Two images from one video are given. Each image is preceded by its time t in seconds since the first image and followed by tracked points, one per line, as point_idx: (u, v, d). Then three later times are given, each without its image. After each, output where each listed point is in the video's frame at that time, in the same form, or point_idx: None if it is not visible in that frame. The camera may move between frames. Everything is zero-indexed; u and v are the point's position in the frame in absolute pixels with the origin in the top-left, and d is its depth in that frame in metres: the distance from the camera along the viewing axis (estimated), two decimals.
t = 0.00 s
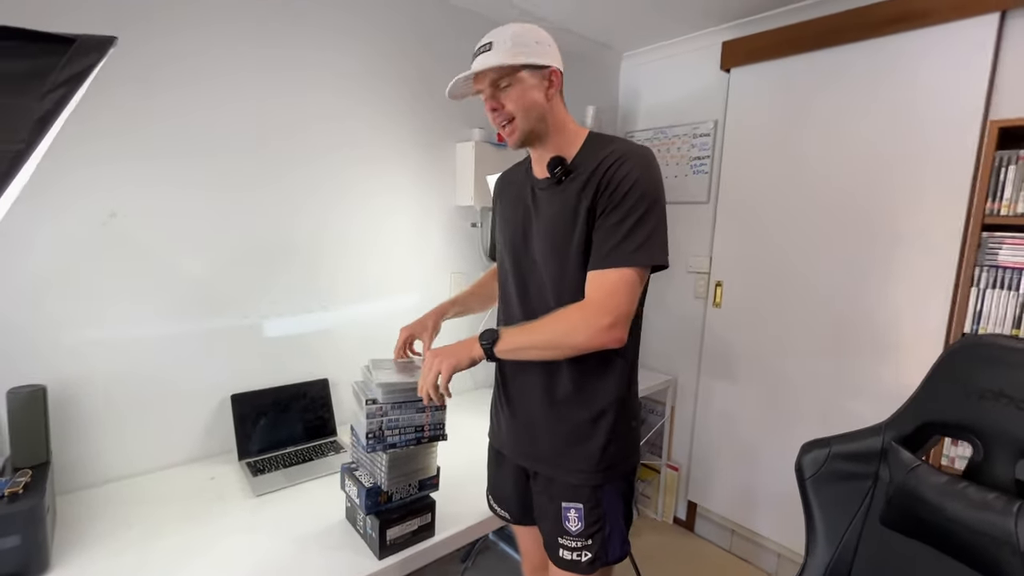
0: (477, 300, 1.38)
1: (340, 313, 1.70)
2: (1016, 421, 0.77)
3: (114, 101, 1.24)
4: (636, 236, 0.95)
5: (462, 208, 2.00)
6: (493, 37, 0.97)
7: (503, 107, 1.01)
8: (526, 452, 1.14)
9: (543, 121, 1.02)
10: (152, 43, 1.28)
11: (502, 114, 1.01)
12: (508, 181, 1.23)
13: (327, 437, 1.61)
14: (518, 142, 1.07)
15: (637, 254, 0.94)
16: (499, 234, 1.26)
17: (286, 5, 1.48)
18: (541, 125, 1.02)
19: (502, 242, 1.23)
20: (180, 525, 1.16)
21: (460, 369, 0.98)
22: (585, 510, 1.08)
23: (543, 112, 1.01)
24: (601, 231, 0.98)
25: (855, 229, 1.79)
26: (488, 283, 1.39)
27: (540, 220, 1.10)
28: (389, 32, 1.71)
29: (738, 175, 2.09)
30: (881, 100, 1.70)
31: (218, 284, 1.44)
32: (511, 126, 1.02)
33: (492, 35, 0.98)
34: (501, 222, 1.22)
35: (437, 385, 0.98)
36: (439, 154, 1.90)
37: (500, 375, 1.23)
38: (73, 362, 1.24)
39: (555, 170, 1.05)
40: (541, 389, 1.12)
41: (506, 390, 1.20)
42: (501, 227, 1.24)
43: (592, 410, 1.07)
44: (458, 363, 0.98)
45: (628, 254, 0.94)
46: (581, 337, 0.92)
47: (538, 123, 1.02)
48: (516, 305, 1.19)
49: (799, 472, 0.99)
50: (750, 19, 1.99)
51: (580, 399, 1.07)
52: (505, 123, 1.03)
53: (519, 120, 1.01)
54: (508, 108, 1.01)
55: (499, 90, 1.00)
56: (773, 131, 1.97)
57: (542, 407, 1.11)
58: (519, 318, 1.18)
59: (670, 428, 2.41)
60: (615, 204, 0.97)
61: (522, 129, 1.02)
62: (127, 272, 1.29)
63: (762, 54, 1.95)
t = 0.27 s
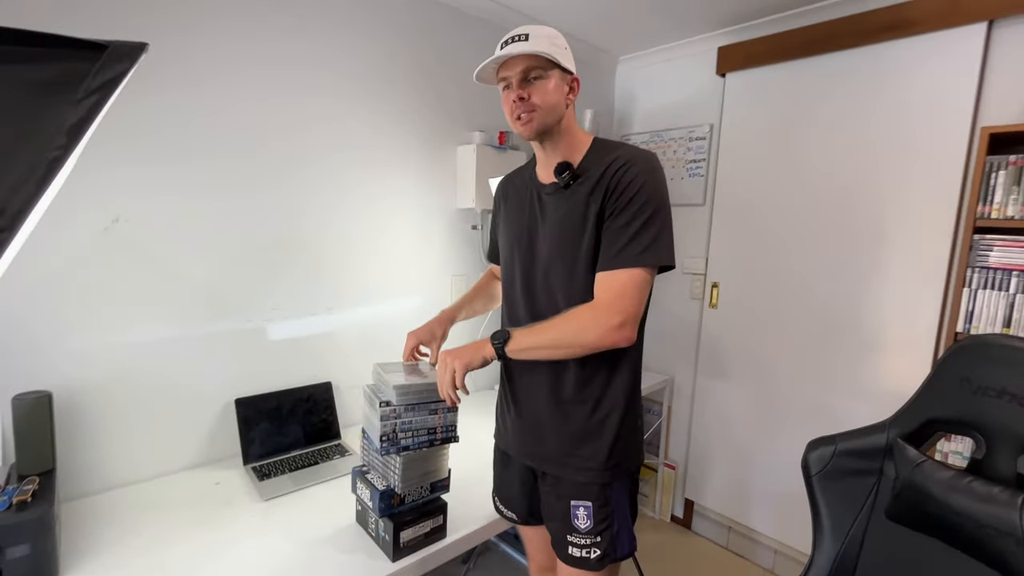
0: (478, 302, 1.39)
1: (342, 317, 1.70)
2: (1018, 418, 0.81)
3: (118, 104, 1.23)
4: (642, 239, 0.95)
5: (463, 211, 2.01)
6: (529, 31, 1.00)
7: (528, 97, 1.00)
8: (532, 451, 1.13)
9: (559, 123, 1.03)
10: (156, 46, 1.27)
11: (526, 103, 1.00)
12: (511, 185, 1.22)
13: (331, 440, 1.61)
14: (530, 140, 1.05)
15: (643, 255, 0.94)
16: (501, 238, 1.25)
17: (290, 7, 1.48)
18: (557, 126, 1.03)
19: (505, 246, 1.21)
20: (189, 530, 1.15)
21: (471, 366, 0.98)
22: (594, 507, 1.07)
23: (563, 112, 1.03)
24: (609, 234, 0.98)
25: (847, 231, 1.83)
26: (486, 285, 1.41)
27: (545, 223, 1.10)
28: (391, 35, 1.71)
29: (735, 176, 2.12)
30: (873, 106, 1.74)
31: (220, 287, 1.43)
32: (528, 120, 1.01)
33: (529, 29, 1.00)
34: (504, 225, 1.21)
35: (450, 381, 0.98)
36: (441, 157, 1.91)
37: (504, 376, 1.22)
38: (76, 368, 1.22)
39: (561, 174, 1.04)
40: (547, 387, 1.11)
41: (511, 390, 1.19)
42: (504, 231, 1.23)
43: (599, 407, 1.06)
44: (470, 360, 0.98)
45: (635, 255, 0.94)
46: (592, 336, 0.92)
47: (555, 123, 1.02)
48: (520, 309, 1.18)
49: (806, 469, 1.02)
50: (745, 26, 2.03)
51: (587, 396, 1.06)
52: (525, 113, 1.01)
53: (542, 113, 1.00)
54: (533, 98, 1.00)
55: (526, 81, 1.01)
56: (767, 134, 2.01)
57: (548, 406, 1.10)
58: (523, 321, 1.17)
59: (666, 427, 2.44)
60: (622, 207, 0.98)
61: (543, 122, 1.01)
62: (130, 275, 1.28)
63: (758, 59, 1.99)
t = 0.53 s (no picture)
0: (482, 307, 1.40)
1: (341, 321, 1.69)
2: (1014, 416, 0.85)
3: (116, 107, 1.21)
4: (649, 244, 0.97)
5: (460, 214, 2.02)
6: (578, 34, 1.06)
7: (563, 92, 1.03)
8: (536, 455, 1.12)
9: (580, 126, 1.06)
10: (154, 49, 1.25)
11: (561, 96, 1.03)
12: (510, 189, 1.22)
13: (331, 445, 1.60)
14: (549, 134, 1.06)
15: (651, 260, 0.96)
16: (500, 242, 1.24)
17: (289, 11, 1.47)
18: (580, 126, 1.05)
19: (505, 250, 1.20)
20: (192, 539, 1.14)
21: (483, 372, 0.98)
22: (601, 508, 1.07)
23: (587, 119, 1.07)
24: (616, 239, 0.99)
25: (837, 234, 1.88)
26: (486, 289, 1.41)
27: (549, 227, 1.09)
28: (389, 40, 1.71)
29: (728, 180, 2.16)
30: (860, 113, 1.79)
31: (219, 292, 1.41)
32: (556, 111, 1.02)
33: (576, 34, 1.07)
34: (504, 228, 1.20)
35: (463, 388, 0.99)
36: (438, 161, 1.91)
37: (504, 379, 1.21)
38: (73, 376, 1.20)
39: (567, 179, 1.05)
40: (552, 390, 1.10)
41: (513, 393, 1.17)
42: (503, 234, 1.21)
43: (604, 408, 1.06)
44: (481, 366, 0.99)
45: (643, 260, 0.96)
46: (600, 340, 0.93)
47: (579, 124, 1.05)
48: (521, 313, 1.17)
49: (808, 467, 1.05)
50: (736, 33, 2.07)
51: (594, 399, 1.06)
52: (557, 105, 1.02)
53: (572, 110, 1.03)
54: (567, 95, 1.03)
55: (564, 77, 1.05)
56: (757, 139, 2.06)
57: (553, 409, 1.09)
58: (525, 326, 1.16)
59: (660, 428, 2.47)
60: (629, 213, 0.99)
61: (570, 119, 1.04)
62: (128, 281, 1.25)
63: (750, 66, 2.03)
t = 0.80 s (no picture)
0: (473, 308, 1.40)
1: (330, 325, 1.68)
2: (991, 409, 0.89)
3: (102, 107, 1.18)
4: (644, 246, 0.99)
5: (449, 217, 2.02)
6: (591, 46, 1.10)
7: (571, 100, 1.06)
8: (532, 454, 1.13)
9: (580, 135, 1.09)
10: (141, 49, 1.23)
11: (569, 103, 1.05)
12: (504, 192, 1.23)
13: (322, 450, 1.58)
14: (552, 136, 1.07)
15: (647, 262, 0.98)
16: (493, 244, 1.25)
17: (279, 13, 1.46)
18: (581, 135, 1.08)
19: (499, 252, 1.21)
20: (183, 547, 1.12)
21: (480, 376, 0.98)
22: (596, 506, 1.08)
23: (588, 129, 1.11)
24: (612, 242, 1.01)
25: (817, 236, 1.94)
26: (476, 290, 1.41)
27: (546, 229, 1.11)
28: (378, 42, 1.71)
29: (711, 183, 2.21)
30: (838, 119, 1.85)
31: (207, 296, 1.39)
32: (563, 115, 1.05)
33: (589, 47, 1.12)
34: (499, 230, 1.21)
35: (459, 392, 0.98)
36: (427, 163, 1.92)
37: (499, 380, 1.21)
38: (56, 382, 1.16)
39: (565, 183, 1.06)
40: (548, 389, 1.11)
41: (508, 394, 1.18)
42: (497, 237, 1.22)
43: (599, 407, 1.08)
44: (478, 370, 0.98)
45: (638, 261, 0.98)
46: (595, 338, 0.94)
47: (580, 132, 1.08)
48: (515, 315, 1.18)
49: (796, 462, 1.08)
50: (719, 40, 2.12)
51: (590, 397, 1.08)
52: (565, 110, 1.05)
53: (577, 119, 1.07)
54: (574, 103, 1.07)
55: (574, 85, 1.08)
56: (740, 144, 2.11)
57: (549, 408, 1.10)
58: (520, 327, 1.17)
59: (647, 428, 2.50)
60: (625, 216, 1.02)
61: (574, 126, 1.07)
62: (113, 284, 1.22)
63: (732, 72, 2.08)
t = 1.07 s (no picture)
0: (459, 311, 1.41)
1: (316, 329, 1.67)
2: (958, 402, 0.93)
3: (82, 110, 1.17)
4: (633, 250, 1.01)
5: (434, 221, 2.02)
6: (585, 55, 1.12)
7: (564, 107, 1.09)
8: (522, 453, 1.14)
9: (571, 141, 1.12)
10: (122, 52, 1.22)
11: (562, 110, 1.08)
12: (495, 196, 1.25)
13: (308, 455, 1.57)
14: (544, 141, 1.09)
15: (635, 265, 1.01)
16: (485, 247, 1.26)
17: (263, 16, 1.45)
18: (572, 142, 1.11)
19: (491, 255, 1.23)
20: (167, 556, 1.10)
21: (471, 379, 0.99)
22: (585, 504, 1.10)
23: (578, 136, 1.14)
24: (602, 246, 1.03)
25: (794, 239, 1.99)
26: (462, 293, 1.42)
27: (537, 233, 1.12)
28: (363, 47, 1.71)
29: (692, 187, 2.26)
30: (812, 125, 1.92)
31: (189, 301, 1.37)
32: (555, 122, 1.07)
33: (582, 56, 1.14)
34: (490, 234, 1.23)
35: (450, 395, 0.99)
36: (413, 167, 1.92)
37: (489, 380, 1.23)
38: (33, 390, 1.14)
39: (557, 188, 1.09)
40: (538, 390, 1.13)
41: (498, 394, 1.19)
42: (488, 239, 1.24)
43: (589, 406, 1.10)
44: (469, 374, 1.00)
45: (627, 265, 1.00)
46: (584, 341, 0.96)
47: (571, 139, 1.11)
48: (506, 317, 1.19)
49: (777, 459, 1.12)
50: (697, 48, 2.18)
51: (579, 397, 1.09)
52: (558, 117, 1.07)
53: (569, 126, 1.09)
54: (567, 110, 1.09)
55: (567, 92, 1.10)
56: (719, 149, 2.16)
57: (539, 408, 1.12)
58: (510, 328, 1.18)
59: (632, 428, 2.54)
60: (614, 221, 1.04)
61: (566, 133, 1.09)
62: (93, 289, 1.20)
63: (711, 79, 2.14)
